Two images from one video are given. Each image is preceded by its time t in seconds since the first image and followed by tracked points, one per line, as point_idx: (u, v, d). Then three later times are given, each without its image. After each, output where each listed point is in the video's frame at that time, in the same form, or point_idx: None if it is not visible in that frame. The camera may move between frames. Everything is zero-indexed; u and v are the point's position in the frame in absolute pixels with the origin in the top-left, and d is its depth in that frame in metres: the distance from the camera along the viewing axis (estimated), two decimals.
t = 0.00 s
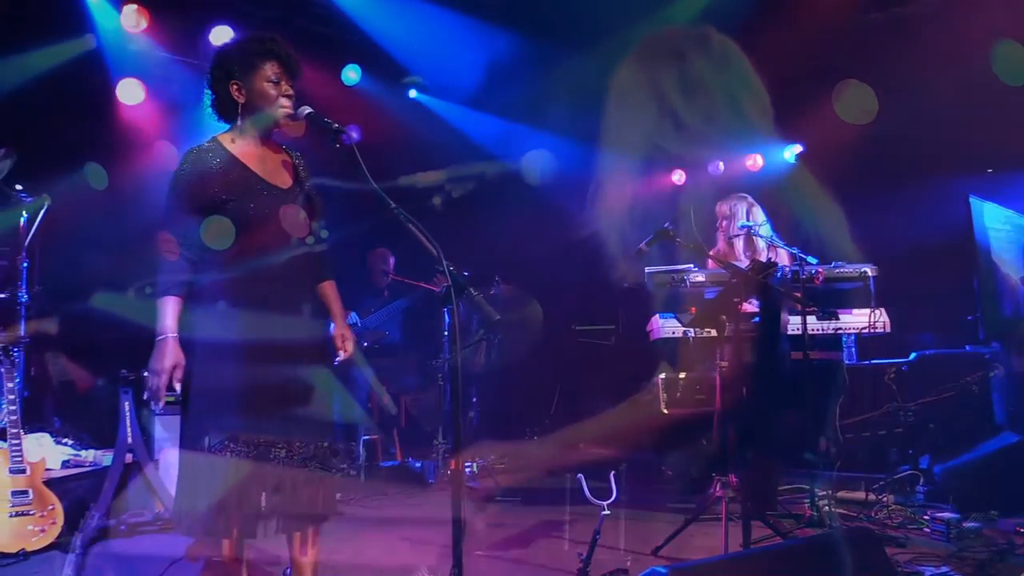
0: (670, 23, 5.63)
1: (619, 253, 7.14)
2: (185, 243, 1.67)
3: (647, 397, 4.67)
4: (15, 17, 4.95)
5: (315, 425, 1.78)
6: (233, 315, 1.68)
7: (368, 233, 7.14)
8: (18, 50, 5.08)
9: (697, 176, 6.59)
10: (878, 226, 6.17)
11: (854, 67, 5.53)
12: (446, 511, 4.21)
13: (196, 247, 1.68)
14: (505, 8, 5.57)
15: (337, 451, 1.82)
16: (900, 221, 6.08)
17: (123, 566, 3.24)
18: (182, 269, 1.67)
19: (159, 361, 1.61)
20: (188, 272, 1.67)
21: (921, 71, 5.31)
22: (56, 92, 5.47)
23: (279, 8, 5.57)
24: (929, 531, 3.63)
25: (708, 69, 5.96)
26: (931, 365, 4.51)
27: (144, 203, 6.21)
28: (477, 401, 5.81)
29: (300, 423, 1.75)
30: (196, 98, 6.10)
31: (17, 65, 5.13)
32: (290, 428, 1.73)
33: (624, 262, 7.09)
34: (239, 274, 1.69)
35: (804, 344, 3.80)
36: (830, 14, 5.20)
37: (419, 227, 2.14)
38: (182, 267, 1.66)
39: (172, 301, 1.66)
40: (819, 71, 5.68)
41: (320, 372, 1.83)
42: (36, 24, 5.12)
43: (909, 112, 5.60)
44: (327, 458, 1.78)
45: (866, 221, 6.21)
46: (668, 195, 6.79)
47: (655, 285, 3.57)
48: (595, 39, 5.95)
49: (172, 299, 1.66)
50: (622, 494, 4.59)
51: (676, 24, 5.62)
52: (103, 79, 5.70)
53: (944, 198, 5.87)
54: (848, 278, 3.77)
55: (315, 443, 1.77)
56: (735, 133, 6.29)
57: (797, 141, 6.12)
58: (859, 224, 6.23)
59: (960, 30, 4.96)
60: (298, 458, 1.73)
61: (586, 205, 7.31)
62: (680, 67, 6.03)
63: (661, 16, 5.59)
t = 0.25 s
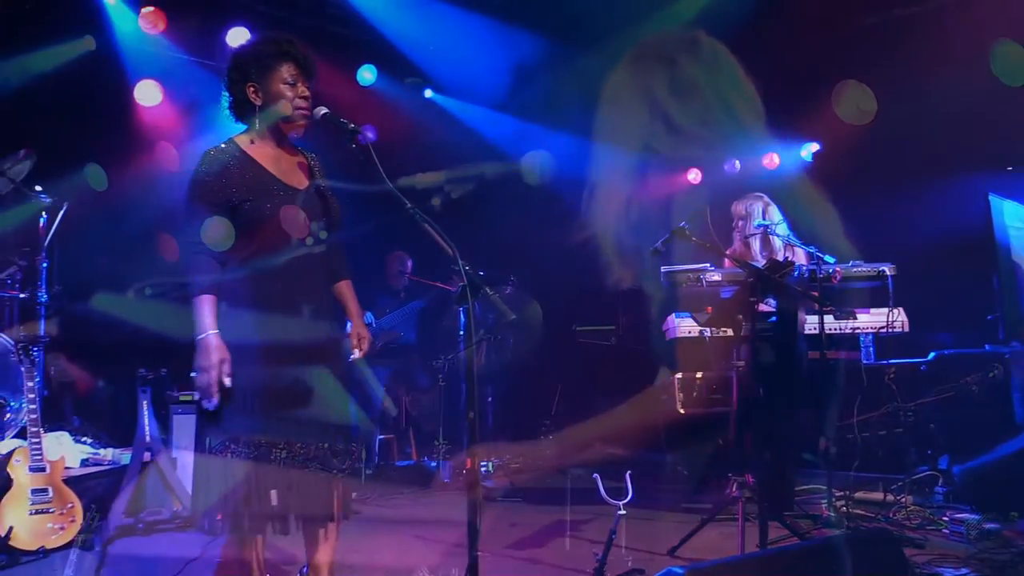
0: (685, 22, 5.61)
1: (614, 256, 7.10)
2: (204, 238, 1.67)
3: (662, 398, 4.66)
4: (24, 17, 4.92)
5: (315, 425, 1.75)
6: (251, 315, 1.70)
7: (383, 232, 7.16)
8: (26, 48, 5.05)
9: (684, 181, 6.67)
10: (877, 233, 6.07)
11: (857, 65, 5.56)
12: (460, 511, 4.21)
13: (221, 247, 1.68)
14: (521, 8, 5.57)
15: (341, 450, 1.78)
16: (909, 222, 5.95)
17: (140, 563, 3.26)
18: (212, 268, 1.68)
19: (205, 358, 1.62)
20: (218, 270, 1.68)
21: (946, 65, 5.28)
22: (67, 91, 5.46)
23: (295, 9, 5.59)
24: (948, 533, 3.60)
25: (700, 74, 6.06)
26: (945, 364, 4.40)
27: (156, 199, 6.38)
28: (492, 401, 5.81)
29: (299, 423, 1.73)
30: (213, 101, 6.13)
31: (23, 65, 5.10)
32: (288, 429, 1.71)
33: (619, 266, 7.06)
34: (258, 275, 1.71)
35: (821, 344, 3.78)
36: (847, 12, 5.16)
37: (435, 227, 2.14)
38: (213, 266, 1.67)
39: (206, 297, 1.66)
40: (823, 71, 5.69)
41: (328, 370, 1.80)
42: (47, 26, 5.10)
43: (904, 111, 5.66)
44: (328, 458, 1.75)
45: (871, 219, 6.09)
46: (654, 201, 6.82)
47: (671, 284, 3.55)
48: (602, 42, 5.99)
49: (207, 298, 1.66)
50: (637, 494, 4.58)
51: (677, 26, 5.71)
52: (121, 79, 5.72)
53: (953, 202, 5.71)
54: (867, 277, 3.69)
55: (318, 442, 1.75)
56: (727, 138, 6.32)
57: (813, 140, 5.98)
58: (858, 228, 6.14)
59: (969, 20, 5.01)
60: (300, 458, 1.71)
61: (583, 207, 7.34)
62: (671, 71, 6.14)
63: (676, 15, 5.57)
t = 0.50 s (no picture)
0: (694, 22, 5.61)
1: (605, 267, 6.96)
2: (211, 237, 1.64)
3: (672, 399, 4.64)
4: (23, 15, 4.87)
5: (314, 426, 1.74)
6: (263, 314, 1.70)
7: (393, 232, 7.18)
8: (25, 48, 4.97)
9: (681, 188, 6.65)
10: (878, 237, 5.81)
11: (858, 61, 5.61)
12: (470, 512, 4.22)
13: (239, 245, 1.68)
14: (531, 7, 5.56)
15: (340, 449, 1.78)
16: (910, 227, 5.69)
17: (152, 561, 3.28)
18: (231, 268, 1.69)
19: (240, 354, 1.61)
20: (236, 268, 1.69)
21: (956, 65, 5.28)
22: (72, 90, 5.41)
23: (306, 10, 5.61)
24: (961, 534, 3.58)
25: (688, 79, 6.24)
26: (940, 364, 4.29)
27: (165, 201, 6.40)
28: (502, 402, 5.81)
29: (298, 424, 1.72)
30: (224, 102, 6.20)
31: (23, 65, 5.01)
32: (290, 430, 1.71)
33: (611, 276, 6.91)
34: (270, 274, 1.72)
35: (833, 344, 3.76)
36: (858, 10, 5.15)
37: (445, 227, 2.14)
38: (230, 264, 1.68)
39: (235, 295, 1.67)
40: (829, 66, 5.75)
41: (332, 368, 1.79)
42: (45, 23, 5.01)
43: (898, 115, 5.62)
44: (328, 458, 1.75)
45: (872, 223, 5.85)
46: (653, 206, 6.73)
47: (681, 285, 3.53)
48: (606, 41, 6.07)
49: (234, 295, 1.66)
50: (648, 495, 4.57)
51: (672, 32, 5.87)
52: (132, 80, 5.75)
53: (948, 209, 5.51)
54: (880, 277, 3.67)
55: (319, 442, 1.74)
56: (722, 141, 6.41)
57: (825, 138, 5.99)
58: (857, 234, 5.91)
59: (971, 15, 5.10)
60: (303, 458, 1.71)
61: (575, 221, 7.24)
62: (659, 77, 6.32)
63: (686, 13, 5.56)
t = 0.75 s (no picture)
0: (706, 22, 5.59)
1: (599, 271, 6.94)
2: (226, 241, 1.66)
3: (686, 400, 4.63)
4: (22, 17, 4.91)
5: (315, 426, 1.72)
6: (277, 314, 1.71)
7: (405, 233, 7.18)
8: (19, 50, 5.04)
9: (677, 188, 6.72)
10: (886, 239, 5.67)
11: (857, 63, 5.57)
12: (484, 512, 4.23)
13: (255, 246, 1.69)
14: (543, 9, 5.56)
15: (341, 450, 1.75)
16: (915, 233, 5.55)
17: (166, 561, 3.30)
18: (246, 271, 1.68)
19: (246, 358, 1.63)
20: (250, 269, 1.69)
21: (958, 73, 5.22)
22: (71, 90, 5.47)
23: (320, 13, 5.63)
24: (978, 536, 3.55)
25: (685, 81, 6.14)
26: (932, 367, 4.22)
27: (181, 198, 6.49)
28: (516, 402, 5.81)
29: (301, 424, 1.70)
30: (238, 106, 6.22)
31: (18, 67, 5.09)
32: (303, 432, 1.71)
33: (605, 282, 6.90)
34: (284, 275, 1.72)
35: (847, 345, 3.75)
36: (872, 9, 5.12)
37: (459, 227, 2.15)
38: (244, 265, 1.67)
39: (244, 299, 1.67)
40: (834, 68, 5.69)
41: (339, 368, 1.78)
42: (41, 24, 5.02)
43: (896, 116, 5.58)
44: (328, 458, 1.73)
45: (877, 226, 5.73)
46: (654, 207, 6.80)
47: (695, 285, 3.52)
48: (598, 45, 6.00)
49: (244, 300, 1.67)
50: (662, 496, 4.56)
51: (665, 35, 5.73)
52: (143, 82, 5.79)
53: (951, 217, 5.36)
54: (895, 278, 3.62)
55: (325, 442, 1.73)
56: (717, 142, 6.43)
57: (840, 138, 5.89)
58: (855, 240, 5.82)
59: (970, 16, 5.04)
60: (309, 460, 1.70)
61: (574, 225, 7.21)
62: (655, 78, 6.22)
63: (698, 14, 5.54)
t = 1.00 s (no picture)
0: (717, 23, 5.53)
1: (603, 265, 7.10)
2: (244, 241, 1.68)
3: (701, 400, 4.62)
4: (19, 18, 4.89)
5: (317, 425, 1.72)
6: (294, 315, 1.72)
7: (420, 233, 7.18)
8: (19, 50, 5.04)
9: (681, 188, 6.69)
10: (898, 239, 5.62)
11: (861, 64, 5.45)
12: (499, 513, 4.23)
13: (269, 249, 1.70)
14: (557, 9, 5.55)
15: (344, 448, 1.74)
16: (921, 234, 5.52)
17: (183, 560, 3.31)
18: (261, 274, 1.69)
19: (258, 361, 1.63)
20: (264, 274, 1.70)
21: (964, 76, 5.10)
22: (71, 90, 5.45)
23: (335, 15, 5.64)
24: (997, 539, 3.51)
25: (690, 80, 6.09)
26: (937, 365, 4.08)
27: (190, 195, 6.52)
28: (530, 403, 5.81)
29: (308, 423, 1.71)
30: (253, 106, 6.24)
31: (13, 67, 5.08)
32: (320, 433, 1.72)
33: (606, 277, 7.02)
34: (300, 276, 1.73)
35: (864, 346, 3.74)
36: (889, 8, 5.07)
37: (474, 228, 2.15)
38: (259, 268, 1.68)
39: (258, 303, 1.68)
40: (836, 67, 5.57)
41: (348, 367, 1.77)
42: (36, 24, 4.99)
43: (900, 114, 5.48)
44: (328, 457, 1.72)
45: (882, 228, 5.71)
46: (652, 212, 6.81)
47: (710, 285, 3.50)
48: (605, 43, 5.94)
49: (256, 301, 1.68)
50: (677, 497, 4.55)
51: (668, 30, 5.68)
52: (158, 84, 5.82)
53: (962, 214, 5.30)
54: (912, 278, 3.60)
55: (336, 441, 1.74)
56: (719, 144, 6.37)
57: (856, 137, 5.73)
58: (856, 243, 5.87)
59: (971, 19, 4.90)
60: (321, 457, 1.71)
61: (579, 219, 7.31)
62: (661, 75, 6.16)
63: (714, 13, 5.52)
